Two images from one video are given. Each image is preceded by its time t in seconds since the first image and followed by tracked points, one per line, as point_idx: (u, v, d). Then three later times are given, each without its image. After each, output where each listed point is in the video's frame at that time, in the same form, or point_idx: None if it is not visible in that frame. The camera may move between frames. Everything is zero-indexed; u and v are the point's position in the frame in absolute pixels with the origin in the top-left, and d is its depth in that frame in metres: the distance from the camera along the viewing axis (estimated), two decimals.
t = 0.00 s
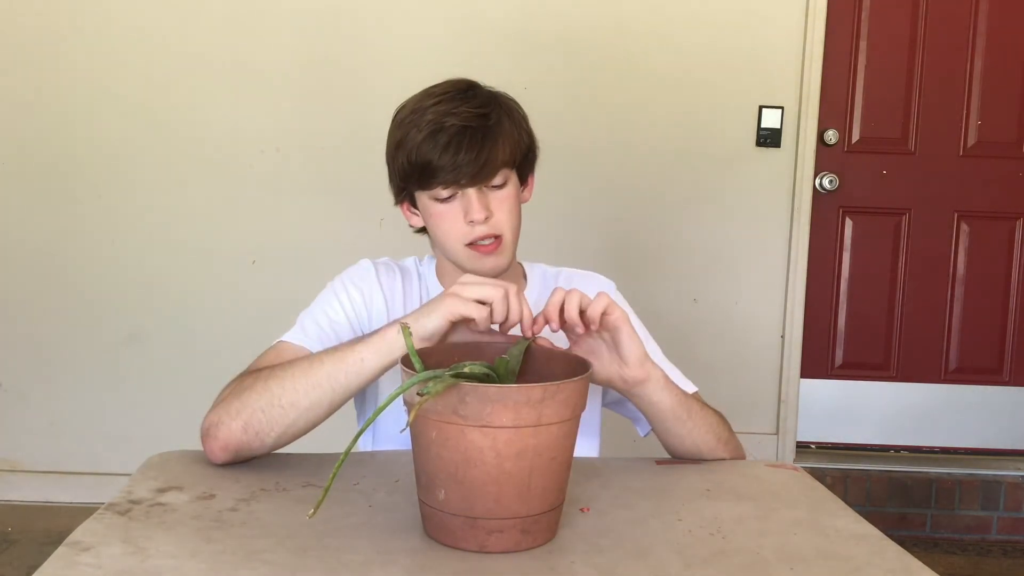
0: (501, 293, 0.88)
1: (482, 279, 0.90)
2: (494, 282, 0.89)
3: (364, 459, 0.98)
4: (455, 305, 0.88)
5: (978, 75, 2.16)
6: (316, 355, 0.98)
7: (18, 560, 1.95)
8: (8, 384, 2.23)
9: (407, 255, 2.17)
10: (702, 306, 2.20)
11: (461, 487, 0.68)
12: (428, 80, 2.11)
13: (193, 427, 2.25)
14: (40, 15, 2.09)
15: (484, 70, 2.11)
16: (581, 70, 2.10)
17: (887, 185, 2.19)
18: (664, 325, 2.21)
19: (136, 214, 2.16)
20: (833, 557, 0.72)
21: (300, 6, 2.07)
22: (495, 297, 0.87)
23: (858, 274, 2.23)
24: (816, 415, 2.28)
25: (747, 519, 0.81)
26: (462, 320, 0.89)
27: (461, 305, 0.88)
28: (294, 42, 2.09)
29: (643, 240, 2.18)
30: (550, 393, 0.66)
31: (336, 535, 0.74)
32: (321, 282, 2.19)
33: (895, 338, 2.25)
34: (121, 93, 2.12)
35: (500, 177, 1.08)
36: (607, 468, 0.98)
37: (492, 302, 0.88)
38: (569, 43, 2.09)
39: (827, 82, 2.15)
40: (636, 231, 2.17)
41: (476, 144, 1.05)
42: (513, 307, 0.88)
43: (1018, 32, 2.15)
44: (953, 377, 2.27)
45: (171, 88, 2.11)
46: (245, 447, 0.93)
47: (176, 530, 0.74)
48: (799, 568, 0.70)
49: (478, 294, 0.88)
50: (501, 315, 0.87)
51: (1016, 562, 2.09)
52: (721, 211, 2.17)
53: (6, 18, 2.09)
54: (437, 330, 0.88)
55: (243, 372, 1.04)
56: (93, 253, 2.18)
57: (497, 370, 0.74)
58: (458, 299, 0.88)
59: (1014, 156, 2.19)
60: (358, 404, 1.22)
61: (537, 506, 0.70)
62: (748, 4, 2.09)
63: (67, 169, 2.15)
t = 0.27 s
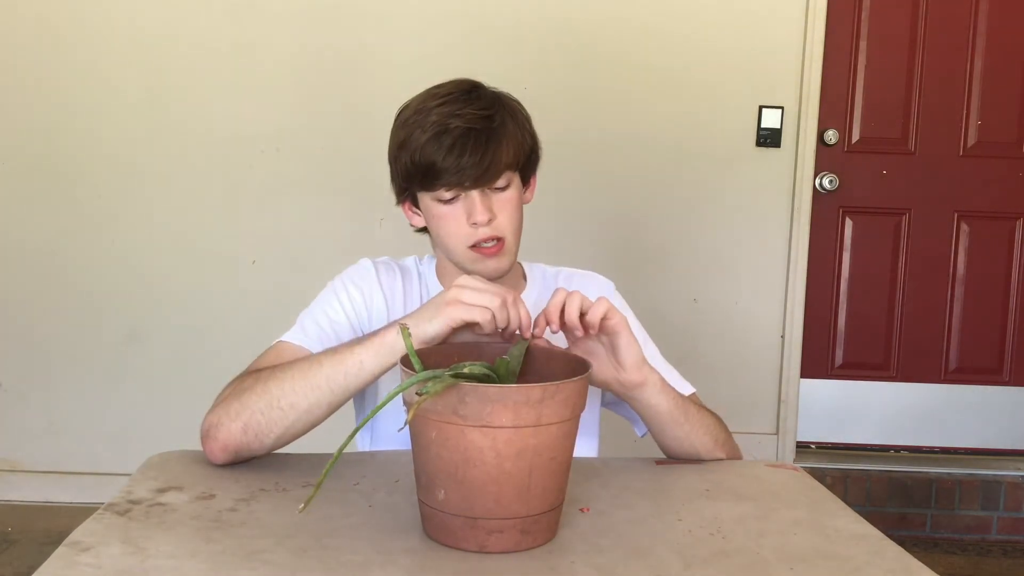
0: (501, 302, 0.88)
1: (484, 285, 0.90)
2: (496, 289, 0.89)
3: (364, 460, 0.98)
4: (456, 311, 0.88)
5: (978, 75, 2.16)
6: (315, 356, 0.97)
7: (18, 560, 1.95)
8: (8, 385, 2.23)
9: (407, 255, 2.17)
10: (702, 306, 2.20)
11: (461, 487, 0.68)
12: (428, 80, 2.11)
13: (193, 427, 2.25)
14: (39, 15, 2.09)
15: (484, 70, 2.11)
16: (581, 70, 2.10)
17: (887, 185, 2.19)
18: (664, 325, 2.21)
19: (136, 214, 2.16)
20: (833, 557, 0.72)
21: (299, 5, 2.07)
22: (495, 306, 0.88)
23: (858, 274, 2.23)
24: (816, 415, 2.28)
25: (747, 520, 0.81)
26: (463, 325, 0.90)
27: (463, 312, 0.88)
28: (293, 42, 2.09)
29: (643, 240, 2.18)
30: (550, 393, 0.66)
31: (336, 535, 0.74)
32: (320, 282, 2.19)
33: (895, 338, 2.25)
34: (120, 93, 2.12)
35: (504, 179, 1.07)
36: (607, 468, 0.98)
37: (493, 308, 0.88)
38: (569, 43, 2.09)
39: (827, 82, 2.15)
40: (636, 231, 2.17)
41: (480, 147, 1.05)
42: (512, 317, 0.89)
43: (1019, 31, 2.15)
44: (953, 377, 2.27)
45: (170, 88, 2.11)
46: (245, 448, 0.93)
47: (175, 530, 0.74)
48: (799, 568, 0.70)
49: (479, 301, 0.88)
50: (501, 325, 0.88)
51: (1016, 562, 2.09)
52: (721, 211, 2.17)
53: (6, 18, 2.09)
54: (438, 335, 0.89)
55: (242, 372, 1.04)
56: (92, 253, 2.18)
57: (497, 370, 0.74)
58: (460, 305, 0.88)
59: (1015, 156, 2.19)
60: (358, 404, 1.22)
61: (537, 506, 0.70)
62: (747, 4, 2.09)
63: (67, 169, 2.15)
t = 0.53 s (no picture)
0: (499, 300, 0.87)
1: (484, 284, 0.89)
2: (496, 288, 0.88)
3: (364, 459, 0.98)
4: (455, 309, 0.88)
5: (979, 75, 2.16)
6: (315, 357, 0.97)
7: (18, 560, 1.95)
8: (8, 385, 2.23)
9: (407, 255, 2.17)
10: (701, 306, 2.20)
11: (461, 487, 0.68)
12: (428, 80, 2.11)
13: (193, 427, 2.25)
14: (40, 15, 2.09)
15: (484, 71, 2.11)
16: (580, 70, 2.10)
17: (887, 185, 2.19)
18: (664, 325, 2.21)
19: (136, 215, 2.16)
20: (833, 556, 0.72)
21: (299, 5, 2.07)
22: (493, 304, 0.87)
23: (858, 274, 2.23)
24: (816, 415, 2.28)
25: (747, 519, 0.81)
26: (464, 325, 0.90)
27: (462, 310, 0.88)
28: (294, 43, 2.09)
29: (642, 240, 2.18)
30: (550, 393, 0.66)
31: (336, 535, 0.74)
32: (321, 282, 2.19)
33: (895, 338, 2.25)
34: (121, 94, 2.12)
35: (504, 181, 1.07)
36: (606, 468, 0.97)
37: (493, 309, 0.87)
38: (569, 43, 2.09)
39: (827, 82, 2.15)
40: (636, 231, 2.17)
41: (480, 149, 1.05)
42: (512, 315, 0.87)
43: (1019, 32, 2.15)
44: (953, 377, 2.27)
45: (171, 88, 2.11)
46: (245, 449, 0.93)
47: (175, 530, 0.74)
48: (799, 569, 0.70)
49: (479, 299, 0.88)
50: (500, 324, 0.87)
51: (1016, 562, 2.09)
52: (721, 211, 2.17)
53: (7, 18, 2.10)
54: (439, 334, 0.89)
55: (242, 372, 1.04)
56: (92, 254, 2.18)
57: (497, 370, 0.74)
58: (459, 304, 0.88)
59: (1015, 156, 2.19)
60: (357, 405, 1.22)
61: (537, 506, 0.70)
62: (747, 4, 2.09)
63: (67, 169, 2.15)
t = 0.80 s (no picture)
0: (500, 299, 0.87)
1: (484, 283, 0.89)
2: (496, 287, 0.89)
3: (364, 459, 0.98)
4: (456, 309, 0.88)
5: (979, 75, 2.16)
6: (317, 359, 0.97)
7: (17, 560, 1.95)
8: (8, 385, 2.23)
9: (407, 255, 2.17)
10: (701, 306, 2.20)
11: (461, 487, 0.68)
12: (428, 80, 2.11)
13: (193, 427, 2.25)
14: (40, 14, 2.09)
15: (483, 71, 2.11)
16: (580, 70, 2.10)
17: (887, 185, 2.19)
18: (665, 325, 2.21)
19: (136, 215, 2.16)
20: (833, 556, 0.72)
21: (300, 6, 2.07)
22: (494, 303, 0.87)
23: (858, 274, 2.23)
24: (816, 416, 2.28)
25: (747, 519, 0.81)
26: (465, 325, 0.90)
27: (463, 310, 0.88)
28: (294, 43, 2.09)
29: (642, 240, 2.18)
30: (550, 393, 0.66)
31: (336, 535, 0.74)
32: (321, 282, 2.19)
33: (895, 338, 2.25)
34: (121, 94, 2.12)
35: (499, 183, 1.07)
36: (606, 468, 0.97)
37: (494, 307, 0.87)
38: (569, 43, 2.09)
39: (827, 82, 2.15)
40: (636, 231, 2.17)
41: (474, 152, 1.04)
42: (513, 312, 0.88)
43: (1018, 32, 2.15)
44: (953, 377, 2.27)
45: (171, 88, 2.11)
46: (245, 450, 0.93)
47: (175, 530, 0.74)
48: (799, 569, 0.70)
49: (479, 299, 0.88)
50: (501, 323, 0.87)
51: (1016, 562, 2.09)
52: (722, 211, 2.17)
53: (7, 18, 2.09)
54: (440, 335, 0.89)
55: (243, 372, 1.04)
56: (92, 253, 2.18)
57: (496, 369, 0.74)
58: (460, 304, 0.88)
59: (1015, 156, 2.19)
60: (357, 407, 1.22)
61: (537, 506, 0.70)
62: (748, 4, 2.09)
63: (67, 168, 2.15)
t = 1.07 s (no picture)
0: (500, 298, 0.88)
1: (483, 284, 0.90)
2: (494, 286, 0.89)
3: (363, 460, 0.98)
4: (457, 309, 0.88)
5: (979, 75, 2.16)
6: (319, 361, 0.97)
7: (17, 560, 1.95)
8: (8, 385, 2.23)
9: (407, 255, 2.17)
10: (701, 306, 2.20)
11: (461, 487, 0.68)
12: (428, 79, 2.11)
13: (193, 427, 2.25)
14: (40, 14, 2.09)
15: (483, 71, 2.11)
16: (581, 70, 2.10)
17: (887, 185, 2.19)
18: (664, 325, 2.21)
19: (136, 215, 2.16)
20: (833, 556, 0.72)
21: (300, 6, 2.07)
22: (494, 302, 0.87)
23: (858, 274, 2.23)
24: (816, 416, 2.28)
25: (747, 520, 0.81)
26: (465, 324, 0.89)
27: (463, 310, 0.88)
28: (294, 44, 2.09)
29: (641, 240, 2.17)
30: (550, 393, 0.66)
31: (336, 535, 0.74)
32: (320, 282, 2.19)
33: (895, 338, 2.25)
34: (121, 94, 2.12)
35: (498, 183, 1.07)
36: (606, 468, 0.97)
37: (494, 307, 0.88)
38: (569, 43, 2.09)
39: (827, 82, 2.15)
40: (636, 231, 2.17)
41: (473, 152, 1.04)
42: (514, 310, 0.87)
43: (1019, 32, 2.15)
44: (953, 377, 2.27)
45: (171, 88, 2.11)
46: (245, 450, 0.93)
47: (174, 530, 0.74)
48: (799, 569, 0.70)
49: (478, 298, 0.88)
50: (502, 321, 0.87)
51: (1016, 562, 2.09)
52: (722, 211, 2.17)
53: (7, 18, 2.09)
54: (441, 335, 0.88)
55: (245, 372, 1.04)
56: (92, 253, 2.18)
57: (495, 369, 0.75)
58: (460, 303, 0.88)
59: (1015, 156, 2.19)
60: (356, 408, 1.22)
61: (537, 506, 0.70)
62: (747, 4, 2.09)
63: (67, 169, 2.15)
